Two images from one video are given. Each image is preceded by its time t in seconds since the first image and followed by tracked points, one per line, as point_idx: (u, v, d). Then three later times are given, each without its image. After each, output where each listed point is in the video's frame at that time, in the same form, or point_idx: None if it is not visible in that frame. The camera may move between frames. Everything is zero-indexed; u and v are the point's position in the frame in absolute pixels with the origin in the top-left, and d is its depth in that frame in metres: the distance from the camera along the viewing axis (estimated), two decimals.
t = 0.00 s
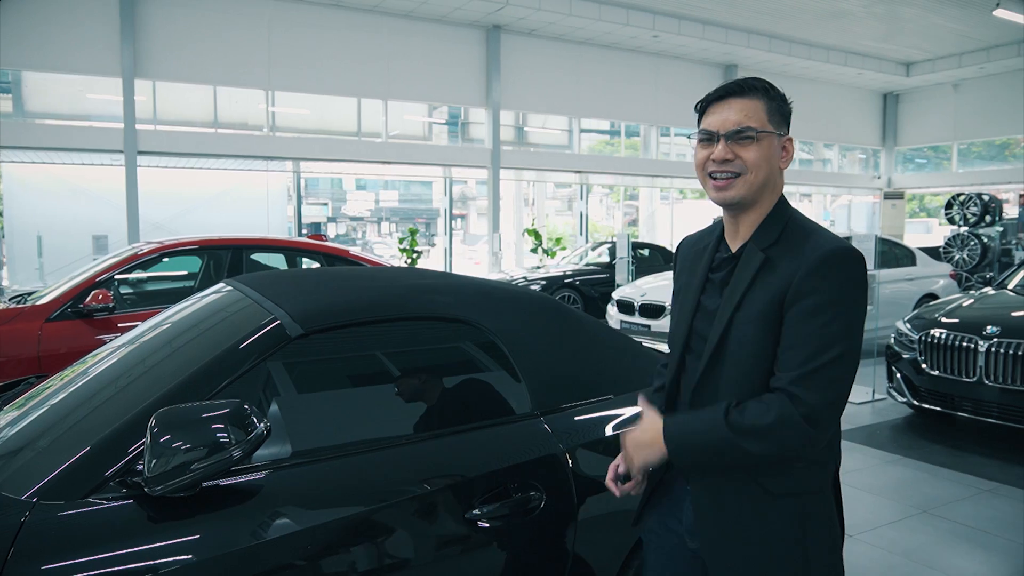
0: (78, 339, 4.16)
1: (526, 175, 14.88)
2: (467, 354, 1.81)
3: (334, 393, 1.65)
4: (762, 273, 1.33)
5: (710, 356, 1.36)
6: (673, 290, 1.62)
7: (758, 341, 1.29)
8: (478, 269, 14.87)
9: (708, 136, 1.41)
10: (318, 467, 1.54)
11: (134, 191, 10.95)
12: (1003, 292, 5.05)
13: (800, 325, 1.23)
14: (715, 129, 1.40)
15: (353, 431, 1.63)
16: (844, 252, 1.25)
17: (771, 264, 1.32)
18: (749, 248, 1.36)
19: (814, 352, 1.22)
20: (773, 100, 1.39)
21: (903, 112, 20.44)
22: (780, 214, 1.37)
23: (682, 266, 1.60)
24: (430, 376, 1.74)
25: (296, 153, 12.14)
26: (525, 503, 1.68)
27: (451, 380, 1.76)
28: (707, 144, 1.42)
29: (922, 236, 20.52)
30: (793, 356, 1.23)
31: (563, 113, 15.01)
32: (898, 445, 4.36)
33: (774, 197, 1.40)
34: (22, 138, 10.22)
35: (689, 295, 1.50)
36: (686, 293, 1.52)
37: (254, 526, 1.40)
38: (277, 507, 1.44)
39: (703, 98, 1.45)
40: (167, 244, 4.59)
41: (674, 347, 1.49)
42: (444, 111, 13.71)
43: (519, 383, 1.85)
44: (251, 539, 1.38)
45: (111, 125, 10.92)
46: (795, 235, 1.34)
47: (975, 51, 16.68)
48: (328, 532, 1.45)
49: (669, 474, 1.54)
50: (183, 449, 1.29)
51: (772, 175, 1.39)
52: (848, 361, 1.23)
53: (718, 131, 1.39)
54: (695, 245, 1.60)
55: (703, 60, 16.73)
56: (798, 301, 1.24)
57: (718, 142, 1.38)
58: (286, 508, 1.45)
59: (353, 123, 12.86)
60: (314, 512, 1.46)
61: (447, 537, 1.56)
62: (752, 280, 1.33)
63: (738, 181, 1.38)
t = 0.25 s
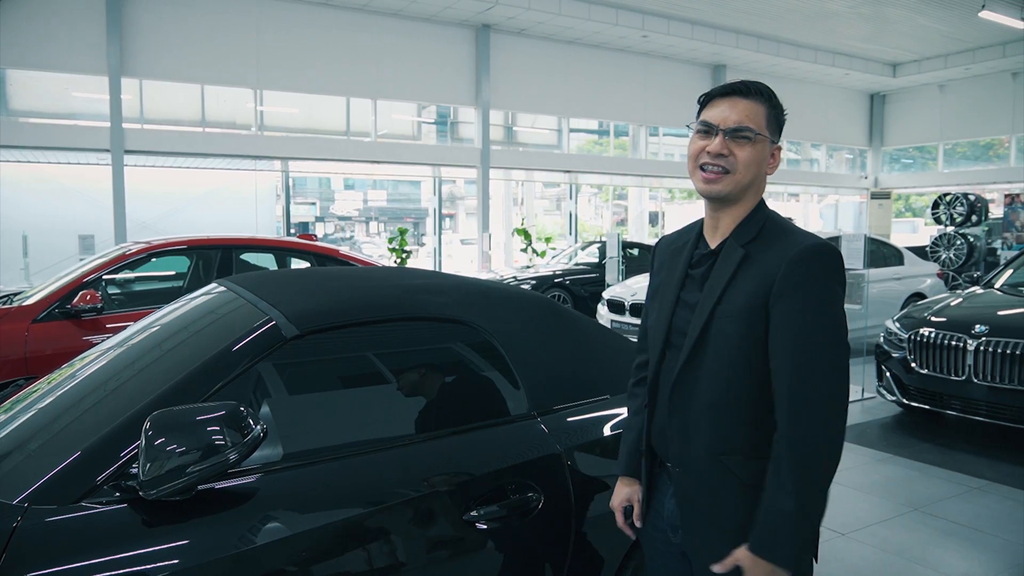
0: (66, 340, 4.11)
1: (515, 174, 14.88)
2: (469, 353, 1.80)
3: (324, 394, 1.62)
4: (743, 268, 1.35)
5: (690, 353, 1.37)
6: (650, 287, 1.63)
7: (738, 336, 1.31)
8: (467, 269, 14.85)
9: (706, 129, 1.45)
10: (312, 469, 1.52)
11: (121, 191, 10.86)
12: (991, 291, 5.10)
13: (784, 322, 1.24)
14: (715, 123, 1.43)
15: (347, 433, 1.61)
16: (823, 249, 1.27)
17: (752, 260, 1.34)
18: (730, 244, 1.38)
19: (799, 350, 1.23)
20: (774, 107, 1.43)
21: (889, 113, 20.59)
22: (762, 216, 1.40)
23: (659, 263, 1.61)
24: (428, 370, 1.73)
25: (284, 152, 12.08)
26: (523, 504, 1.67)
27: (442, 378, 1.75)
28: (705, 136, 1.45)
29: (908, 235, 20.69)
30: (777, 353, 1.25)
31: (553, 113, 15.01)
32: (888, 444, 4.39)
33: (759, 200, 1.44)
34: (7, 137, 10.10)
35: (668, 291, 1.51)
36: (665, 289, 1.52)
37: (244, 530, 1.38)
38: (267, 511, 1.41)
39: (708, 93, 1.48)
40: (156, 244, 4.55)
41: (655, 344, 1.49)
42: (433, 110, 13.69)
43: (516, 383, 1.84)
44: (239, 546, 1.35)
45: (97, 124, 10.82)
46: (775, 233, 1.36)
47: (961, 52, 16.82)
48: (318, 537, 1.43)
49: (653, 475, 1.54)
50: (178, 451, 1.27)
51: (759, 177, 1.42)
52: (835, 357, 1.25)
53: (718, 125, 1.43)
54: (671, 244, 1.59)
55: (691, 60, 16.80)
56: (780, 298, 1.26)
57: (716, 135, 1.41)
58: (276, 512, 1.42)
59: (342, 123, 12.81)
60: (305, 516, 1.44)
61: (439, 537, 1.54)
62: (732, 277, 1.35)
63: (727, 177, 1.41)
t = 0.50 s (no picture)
0: (55, 341, 4.06)
1: (505, 173, 14.88)
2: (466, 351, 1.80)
3: (315, 394, 1.60)
4: (734, 265, 1.41)
5: (691, 350, 1.41)
6: (627, 289, 1.66)
7: (740, 333, 1.37)
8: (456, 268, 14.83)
9: (684, 133, 1.51)
10: (306, 471, 1.51)
11: (108, 190, 10.77)
12: (979, 290, 5.14)
13: (787, 315, 1.33)
14: (692, 126, 1.50)
15: (345, 433, 1.60)
16: (813, 243, 1.36)
17: (743, 259, 1.41)
18: (718, 243, 1.44)
19: (802, 341, 1.33)
20: (743, 108, 1.52)
21: (876, 112, 20.73)
22: (742, 212, 1.48)
23: (636, 265, 1.65)
24: (422, 364, 1.73)
25: (273, 151, 12.01)
26: (521, 504, 1.67)
27: (436, 374, 1.73)
28: (682, 139, 1.52)
29: (894, 234, 20.84)
30: (783, 344, 1.33)
31: (542, 112, 15.01)
32: (878, 442, 4.43)
33: (737, 199, 1.52)
34: None
35: (652, 291, 1.56)
36: (647, 290, 1.57)
37: (234, 534, 1.36)
38: (256, 514, 1.40)
39: (679, 98, 1.55)
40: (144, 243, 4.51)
41: (643, 344, 1.54)
42: (422, 109, 13.66)
43: (514, 382, 1.83)
44: (226, 551, 1.33)
45: (83, 122, 10.72)
46: (759, 230, 1.45)
47: (947, 52, 16.96)
48: (311, 540, 1.41)
49: (641, 471, 1.57)
50: (173, 453, 1.25)
51: (736, 175, 1.51)
52: (831, 346, 1.36)
53: (696, 127, 1.49)
54: (644, 245, 1.65)
55: (681, 60, 16.85)
56: (781, 293, 1.34)
57: (695, 138, 1.48)
58: (266, 516, 1.40)
59: (332, 121, 12.75)
60: (296, 518, 1.42)
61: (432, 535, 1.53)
62: (725, 275, 1.41)
63: (710, 177, 1.48)
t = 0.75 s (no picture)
0: (39, 341, 4.02)
1: (491, 173, 14.88)
2: (457, 351, 1.79)
3: (309, 395, 1.59)
4: (724, 267, 1.49)
5: (695, 352, 1.47)
6: (605, 302, 1.68)
7: (738, 327, 1.46)
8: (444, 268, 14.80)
9: (652, 152, 1.55)
10: (301, 473, 1.49)
11: (91, 188, 10.64)
12: (963, 288, 5.19)
13: (780, 305, 1.44)
14: (659, 145, 1.54)
15: (342, 434, 1.59)
16: (791, 236, 1.48)
17: (732, 259, 1.49)
18: (699, 248, 1.51)
19: (795, 327, 1.44)
20: (702, 120, 1.58)
21: (860, 113, 20.92)
22: (714, 218, 1.55)
23: (611, 279, 1.67)
24: (410, 361, 1.73)
25: (259, 149, 11.93)
26: (519, 503, 1.67)
27: (428, 372, 1.73)
28: (650, 158, 1.55)
29: (878, 233, 21.03)
30: (780, 332, 1.44)
31: (529, 111, 15.01)
32: (866, 439, 4.46)
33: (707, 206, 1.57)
34: None
35: (638, 300, 1.58)
36: (633, 298, 1.58)
37: (222, 538, 1.33)
38: (245, 518, 1.37)
39: (638, 118, 1.59)
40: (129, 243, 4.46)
41: (637, 352, 1.56)
42: (408, 108, 13.64)
43: (508, 385, 1.83)
44: (210, 557, 1.30)
45: (65, 120, 10.58)
46: (738, 230, 1.53)
47: (930, 53, 17.14)
48: (304, 542, 1.39)
49: (637, 470, 1.60)
50: (168, 456, 1.24)
51: (704, 184, 1.56)
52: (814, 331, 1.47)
53: (664, 144, 1.54)
54: (616, 257, 1.66)
55: (667, 59, 16.92)
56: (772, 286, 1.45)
57: (665, 155, 1.52)
58: (255, 519, 1.38)
59: (318, 120, 12.68)
60: (286, 522, 1.40)
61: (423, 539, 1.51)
62: (718, 275, 1.48)
63: (685, 190, 1.52)
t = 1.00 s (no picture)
0: (25, 342, 3.97)
1: (480, 171, 14.88)
2: (453, 349, 1.79)
3: (297, 396, 1.58)
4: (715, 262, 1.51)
5: (688, 344, 1.49)
6: (596, 298, 1.67)
7: (727, 321, 1.49)
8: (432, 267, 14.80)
9: (645, 146, 1.56)
10: (297, 473, 1.49)
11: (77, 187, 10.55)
12: (949, 286, 5.24)
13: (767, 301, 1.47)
14: (653, 139, 1.55)
15: (334, 435, 1.59)
16: (777, 237, 1.51)
17: (722, 254, 1.52)
18: (691, 244, 1.53)
19: (783, 324, 1.47)
20: (695, 118, 1.59)
21: (846, 112, 21.08)
22: (704, 215, 1.57)
23: (602, 275, 1.66)
24: (414, 354, 1.74)
25: (247, 148, 11.87)
26: (516, 503, 1.68)
27: (420, 369, 1.73)
28: (643, 152, 1.56)
29: (863, 232, 21.21)
30: (767, 329, 1.47)
31: (517, 110, 15.02)
32: (854, 436, 4.50)
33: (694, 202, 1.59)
34: None
35: (630, 296, 1.58)
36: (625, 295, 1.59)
37: (210, 542, 1.32)
38: (234, 521, 1.36)
39: (634, 112, 1.60)
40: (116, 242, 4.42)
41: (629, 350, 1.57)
42: (396, 107, 13.62)
43: (504, 385, 1.83)
44: (194, 565, 1.28)
45: (50, 118, 10.48)
46: (727, 229, 1.56)
47: (915, 53, 17.30)
48: (296, 546, 1.38)
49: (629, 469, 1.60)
50: (164, 458, 1.23)
51: (694, 181, 1.58)
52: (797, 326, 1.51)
53: (656, 139, 1.55)
54: (607, 254, 1.66)
55: (655, 59, 16.97)
56: (760, 282, 1.48)
57: (657, 148, 1.54)
58: (245, 522, 1.37)
59: (306, 119, 12.63)
60: (274, 527, 1.39)
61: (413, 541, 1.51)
62: (709, 272, 1.51)
63: (673, 185, 1.54)
